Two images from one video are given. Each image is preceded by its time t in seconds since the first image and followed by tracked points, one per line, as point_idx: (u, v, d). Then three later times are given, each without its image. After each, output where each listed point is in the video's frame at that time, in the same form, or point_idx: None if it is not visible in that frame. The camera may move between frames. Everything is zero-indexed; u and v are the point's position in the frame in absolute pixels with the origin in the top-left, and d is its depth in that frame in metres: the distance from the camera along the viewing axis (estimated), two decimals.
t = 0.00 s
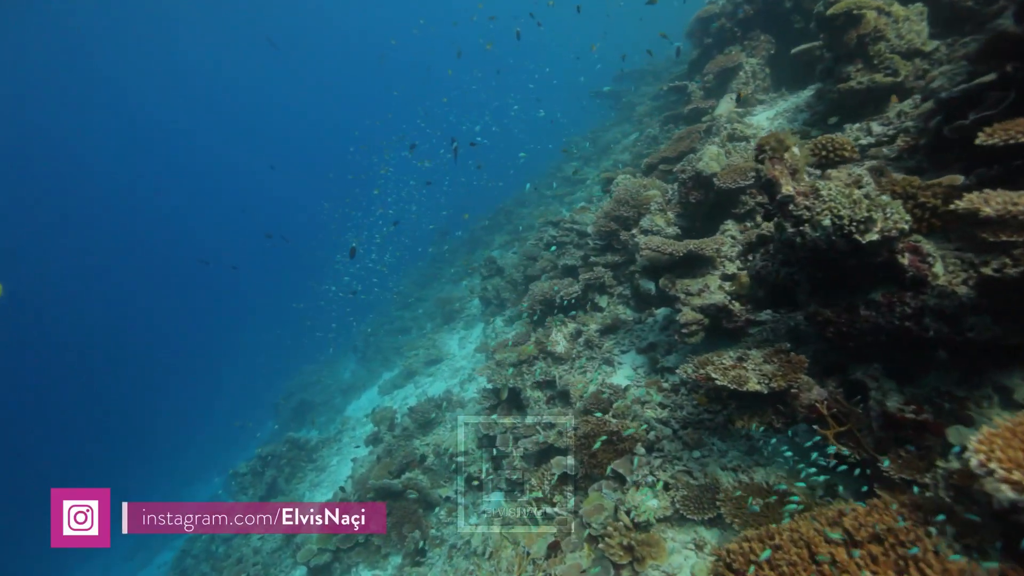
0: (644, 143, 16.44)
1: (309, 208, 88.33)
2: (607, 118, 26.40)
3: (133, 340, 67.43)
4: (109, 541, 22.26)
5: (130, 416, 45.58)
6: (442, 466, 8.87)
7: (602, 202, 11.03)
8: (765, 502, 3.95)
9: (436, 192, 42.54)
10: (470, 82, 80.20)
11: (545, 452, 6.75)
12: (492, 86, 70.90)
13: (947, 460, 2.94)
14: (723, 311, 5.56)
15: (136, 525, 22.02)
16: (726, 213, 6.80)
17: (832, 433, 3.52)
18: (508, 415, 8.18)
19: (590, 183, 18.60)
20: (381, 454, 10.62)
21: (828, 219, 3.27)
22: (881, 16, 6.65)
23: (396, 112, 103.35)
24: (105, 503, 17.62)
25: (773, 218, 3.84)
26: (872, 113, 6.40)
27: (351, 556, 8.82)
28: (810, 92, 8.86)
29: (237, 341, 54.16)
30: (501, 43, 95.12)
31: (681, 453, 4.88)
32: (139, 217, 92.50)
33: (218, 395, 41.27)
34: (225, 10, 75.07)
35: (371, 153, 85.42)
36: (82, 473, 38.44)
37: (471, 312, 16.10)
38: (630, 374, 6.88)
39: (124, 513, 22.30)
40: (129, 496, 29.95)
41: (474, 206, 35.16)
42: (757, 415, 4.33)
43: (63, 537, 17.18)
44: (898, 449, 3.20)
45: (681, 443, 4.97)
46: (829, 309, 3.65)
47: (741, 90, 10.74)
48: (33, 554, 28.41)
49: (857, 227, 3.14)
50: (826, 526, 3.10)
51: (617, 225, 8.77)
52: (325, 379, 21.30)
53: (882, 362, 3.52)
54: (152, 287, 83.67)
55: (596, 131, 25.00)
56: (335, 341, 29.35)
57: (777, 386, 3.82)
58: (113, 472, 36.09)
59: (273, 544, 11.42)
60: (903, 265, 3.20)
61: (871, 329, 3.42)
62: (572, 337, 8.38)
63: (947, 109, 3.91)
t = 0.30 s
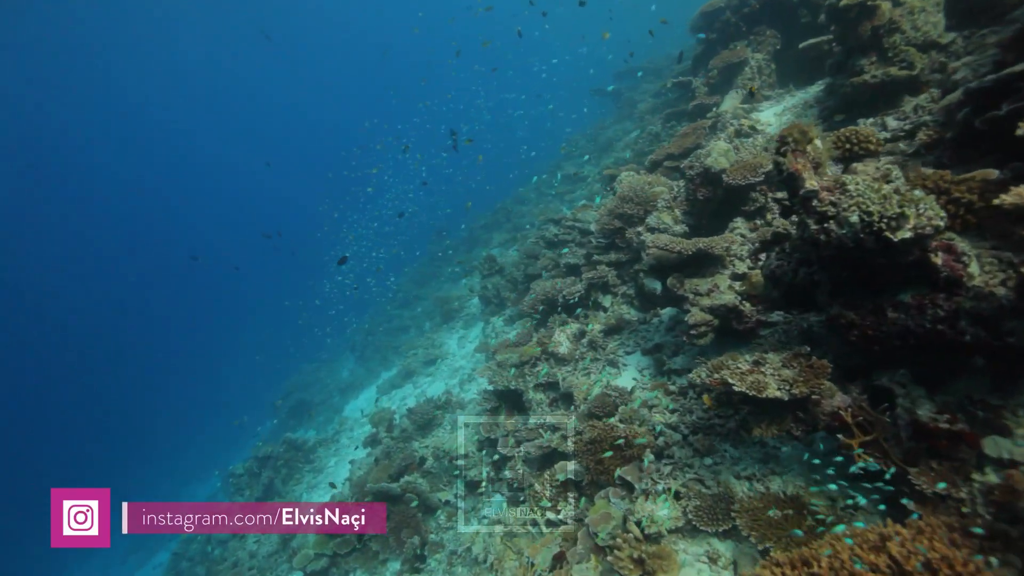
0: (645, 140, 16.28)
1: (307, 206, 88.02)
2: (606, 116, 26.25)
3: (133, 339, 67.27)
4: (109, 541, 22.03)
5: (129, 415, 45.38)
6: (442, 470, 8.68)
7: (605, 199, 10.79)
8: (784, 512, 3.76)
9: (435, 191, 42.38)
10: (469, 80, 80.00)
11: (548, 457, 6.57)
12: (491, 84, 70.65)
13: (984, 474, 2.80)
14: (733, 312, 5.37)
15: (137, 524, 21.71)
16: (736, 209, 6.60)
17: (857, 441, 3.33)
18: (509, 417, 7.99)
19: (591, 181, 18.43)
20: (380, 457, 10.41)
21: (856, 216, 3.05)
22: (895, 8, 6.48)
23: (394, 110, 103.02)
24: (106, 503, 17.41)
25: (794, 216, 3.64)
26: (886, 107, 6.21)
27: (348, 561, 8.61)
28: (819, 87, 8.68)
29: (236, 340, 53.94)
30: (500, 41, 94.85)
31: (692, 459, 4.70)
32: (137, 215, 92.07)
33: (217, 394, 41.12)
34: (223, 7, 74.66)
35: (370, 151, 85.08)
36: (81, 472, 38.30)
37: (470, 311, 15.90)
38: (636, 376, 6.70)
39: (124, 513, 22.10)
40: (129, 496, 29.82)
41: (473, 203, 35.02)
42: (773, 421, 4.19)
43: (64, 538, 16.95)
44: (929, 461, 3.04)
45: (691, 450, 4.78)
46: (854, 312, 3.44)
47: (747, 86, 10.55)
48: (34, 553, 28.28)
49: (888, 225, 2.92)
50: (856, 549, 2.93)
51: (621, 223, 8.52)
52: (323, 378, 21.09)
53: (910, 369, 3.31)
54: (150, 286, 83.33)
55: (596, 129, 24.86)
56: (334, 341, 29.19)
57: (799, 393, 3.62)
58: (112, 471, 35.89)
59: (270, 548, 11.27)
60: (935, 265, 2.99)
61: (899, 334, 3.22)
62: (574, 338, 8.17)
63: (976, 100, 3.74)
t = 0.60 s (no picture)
0: (649, 139, 16.09)
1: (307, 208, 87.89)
2: (607, 116, 26.07)
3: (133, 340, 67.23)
4: (109, 541, 21.86)
5: (129, 416, 45.30)
6: (445, 476, 8.49)
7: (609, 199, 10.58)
8: (808, 527, 3.56)
9: (435, 192, 42.15)
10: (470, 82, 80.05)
11: (554, 465, 6.38)
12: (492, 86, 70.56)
13: None
14: (746, 314, 5.19)
15: (136, 525, 21.52)
16: (747, 208, 6.42)
17: (889, 453, 3.10)
18: (513, 422, 7.76)
19: (593, 181, 18.26)
20: (381, 462, 10.21)
21: (890, 212, 2.85)
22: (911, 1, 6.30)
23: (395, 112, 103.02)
24: (105, 504, 17.22)
25: (819, 214, 3.42)
26: (902, 103, 6.01)
27: (347, 570, 8.40)
28: (829, 84, 8.49)
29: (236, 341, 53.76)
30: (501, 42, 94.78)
31: (706, 469, 4.51)
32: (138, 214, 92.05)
33: (217, 394, 41.01)
34: (224, 8, 74.59)
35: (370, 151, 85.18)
36: (81, 472, 38.19)
37: (472, 313, 15.72)
38: (644, 382, 6.50)
39: (125, 513, 21.93)
40: (129, 496, 29.72)
41: (474, 204, 34.90)
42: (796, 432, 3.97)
43: (63, 538, 16.76)
44: (969, 476, 2.82)
45: (705, 459, 4.59)
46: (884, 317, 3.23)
47: (753, 84, 10.38)
48: (32, 553, 28.12)
49: (928, 222, 2.71)
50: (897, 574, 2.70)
51: (627, 224, 8.30)
52: (323, 380, 20.90)
53: (942, 377, 3.09)
54: (151, 286, 83.39)
55: (597, 129, 24.69)
56: (335, 341, 29.08)
57: (825, 402, 3.40)
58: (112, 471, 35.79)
59: (269, 554, 11.11)
60: (978, 268, 2.77)
61: (933, 340, 3.00)
62: (580, 341, 7.96)
63: (1010, 91, 3.53)
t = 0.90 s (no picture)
0: (652, 137, 15.87)
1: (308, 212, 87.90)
2: (608, 115, 25.87)
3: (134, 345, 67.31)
4: (110, 543, 21.83)
5: (131, 421, 45.27)
6: (451, 485, 8.31)
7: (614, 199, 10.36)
8: (839, 541, 3.35)
9: (436, 194, 41.97)
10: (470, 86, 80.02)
11: (565, 472, 6.20)
12: (492, 88, 70.44)
13: None
14: (761, 314, 4.97)
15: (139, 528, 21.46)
16: (758, 205, 6.22)
17: (930, 464, 2.88)
18: (520, 428, 7.57)
19: (596, 180, 18.03)
20: (385, 471, 10.01)
21: (928, 205, 2.64)
22: None
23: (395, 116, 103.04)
24: (105, 502, 17.13)
25: (847, 208, 3.21)
26: (920, 94, 5.80)
27: None
28: (838, 77, 8.29)
29: (238, 346, 53.65)
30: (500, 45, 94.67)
31: (726, 479, 4.31)
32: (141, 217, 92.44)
33: (219, 396, 41.10)
34: (223, 14, 74.64)
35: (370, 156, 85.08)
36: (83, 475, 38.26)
37: (475, 316, 15.52)
38: (654, 386, 6.29)
39: (125, 513, 21.88)
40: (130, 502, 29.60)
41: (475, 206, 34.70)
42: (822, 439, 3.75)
43: (64, 537, 16.61)
44: (1018, 488, 2.58)
45: (725, 468, 4.38)
46: (921, 317, 3.00)
47: (759, 78, 10.18)
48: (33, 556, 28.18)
49: (971, 214, 2.50)
50: None
51: (633, 223, 8.08)
52: (325, 384, 20.71)
53: (985, 381, 2.86)
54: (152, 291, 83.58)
55: (598, 128, 24.47)
56: (337, 345, 28.98)
57: (858, 410, 3.18)
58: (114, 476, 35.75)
59: (271, 566, 10.92)
60: None
61: (975, 341, 2.78)
62: (587, 344, 7.75)
63: None
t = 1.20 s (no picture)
0: (655, 134, 15.63)
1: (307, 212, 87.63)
2: (610, 114, 25.62)
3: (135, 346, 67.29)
4: (110, 543, 21.68)
5: (131, 421, 45.19)
6: (453, 490, 8.15)
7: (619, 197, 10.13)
8: (869, 558, 3.15)
9: (436, 194, 41.72)
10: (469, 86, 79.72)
11: (572, 478, 6.04)
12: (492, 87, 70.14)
13: None
14: (777, 317, 4.78)
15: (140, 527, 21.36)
16: (770, 203, 6.03)
17: (972, 479, 2.66)
18: (525, 433, 7.37)
19: (598, 179, 17.82)
20: (386, 475, 9.84)
21: (974, 199, 2.42)
22: None
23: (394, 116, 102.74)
24: (105, 502, 16.97)
25: (880, 204, 3.00)
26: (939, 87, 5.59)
27: None
28: (849, 70, 8.07)
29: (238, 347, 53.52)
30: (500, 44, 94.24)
31: (745, 489, 4.13)
32: (140, 217, 92.22)
33: (219, 396, 40.99)
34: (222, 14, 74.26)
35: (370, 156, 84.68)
36: (83, 476, 38.18)
37: (476, 317, 15.31)
38: (663, 390, 6.09)
39: (124, 513, 21.80)
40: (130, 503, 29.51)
41: (476, 205, 34.46)
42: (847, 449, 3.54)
43: (63, 538, 16.49)
44: None
45: (744, 478, 4.19)
46: (960, 320, 2.78)
47: (766, 73, 9.97)
48: (33, 556, 28.13)
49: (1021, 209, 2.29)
50: None
51: (639, 221, 7.87)
52: (325, 385, 20.52)
53: None
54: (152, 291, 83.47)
55: (600, 126, 24.21)
56: (337, 346, 28.81)
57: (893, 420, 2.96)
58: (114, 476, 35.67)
59: (271, 572, 10.77)
60: None
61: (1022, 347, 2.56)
62: (594, 346, 7.55)
63: None
